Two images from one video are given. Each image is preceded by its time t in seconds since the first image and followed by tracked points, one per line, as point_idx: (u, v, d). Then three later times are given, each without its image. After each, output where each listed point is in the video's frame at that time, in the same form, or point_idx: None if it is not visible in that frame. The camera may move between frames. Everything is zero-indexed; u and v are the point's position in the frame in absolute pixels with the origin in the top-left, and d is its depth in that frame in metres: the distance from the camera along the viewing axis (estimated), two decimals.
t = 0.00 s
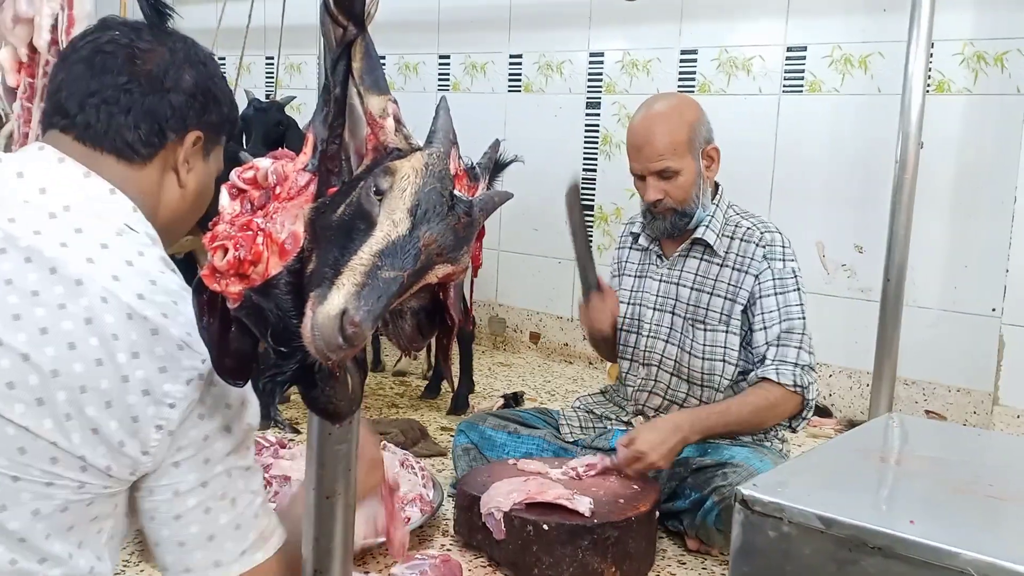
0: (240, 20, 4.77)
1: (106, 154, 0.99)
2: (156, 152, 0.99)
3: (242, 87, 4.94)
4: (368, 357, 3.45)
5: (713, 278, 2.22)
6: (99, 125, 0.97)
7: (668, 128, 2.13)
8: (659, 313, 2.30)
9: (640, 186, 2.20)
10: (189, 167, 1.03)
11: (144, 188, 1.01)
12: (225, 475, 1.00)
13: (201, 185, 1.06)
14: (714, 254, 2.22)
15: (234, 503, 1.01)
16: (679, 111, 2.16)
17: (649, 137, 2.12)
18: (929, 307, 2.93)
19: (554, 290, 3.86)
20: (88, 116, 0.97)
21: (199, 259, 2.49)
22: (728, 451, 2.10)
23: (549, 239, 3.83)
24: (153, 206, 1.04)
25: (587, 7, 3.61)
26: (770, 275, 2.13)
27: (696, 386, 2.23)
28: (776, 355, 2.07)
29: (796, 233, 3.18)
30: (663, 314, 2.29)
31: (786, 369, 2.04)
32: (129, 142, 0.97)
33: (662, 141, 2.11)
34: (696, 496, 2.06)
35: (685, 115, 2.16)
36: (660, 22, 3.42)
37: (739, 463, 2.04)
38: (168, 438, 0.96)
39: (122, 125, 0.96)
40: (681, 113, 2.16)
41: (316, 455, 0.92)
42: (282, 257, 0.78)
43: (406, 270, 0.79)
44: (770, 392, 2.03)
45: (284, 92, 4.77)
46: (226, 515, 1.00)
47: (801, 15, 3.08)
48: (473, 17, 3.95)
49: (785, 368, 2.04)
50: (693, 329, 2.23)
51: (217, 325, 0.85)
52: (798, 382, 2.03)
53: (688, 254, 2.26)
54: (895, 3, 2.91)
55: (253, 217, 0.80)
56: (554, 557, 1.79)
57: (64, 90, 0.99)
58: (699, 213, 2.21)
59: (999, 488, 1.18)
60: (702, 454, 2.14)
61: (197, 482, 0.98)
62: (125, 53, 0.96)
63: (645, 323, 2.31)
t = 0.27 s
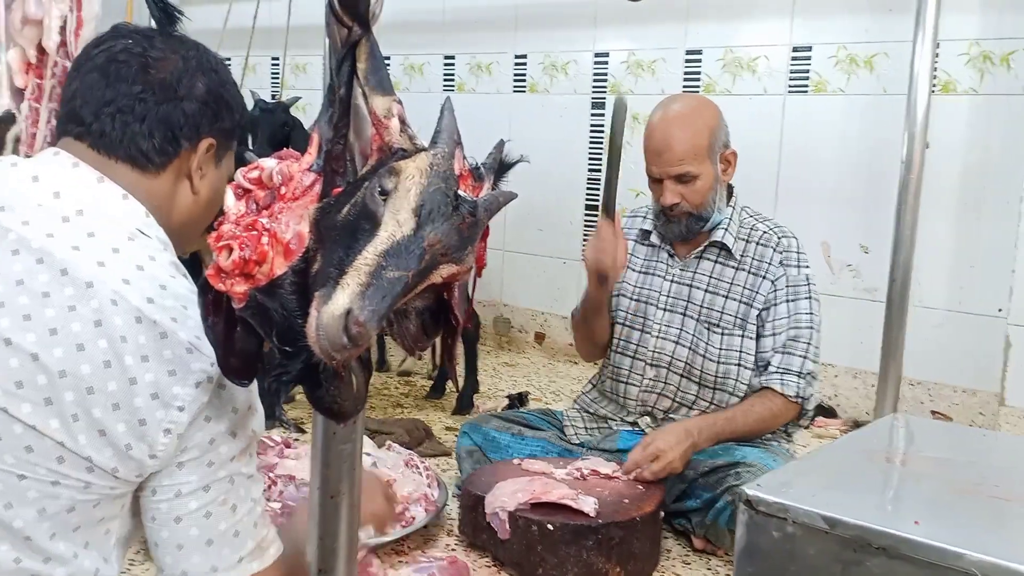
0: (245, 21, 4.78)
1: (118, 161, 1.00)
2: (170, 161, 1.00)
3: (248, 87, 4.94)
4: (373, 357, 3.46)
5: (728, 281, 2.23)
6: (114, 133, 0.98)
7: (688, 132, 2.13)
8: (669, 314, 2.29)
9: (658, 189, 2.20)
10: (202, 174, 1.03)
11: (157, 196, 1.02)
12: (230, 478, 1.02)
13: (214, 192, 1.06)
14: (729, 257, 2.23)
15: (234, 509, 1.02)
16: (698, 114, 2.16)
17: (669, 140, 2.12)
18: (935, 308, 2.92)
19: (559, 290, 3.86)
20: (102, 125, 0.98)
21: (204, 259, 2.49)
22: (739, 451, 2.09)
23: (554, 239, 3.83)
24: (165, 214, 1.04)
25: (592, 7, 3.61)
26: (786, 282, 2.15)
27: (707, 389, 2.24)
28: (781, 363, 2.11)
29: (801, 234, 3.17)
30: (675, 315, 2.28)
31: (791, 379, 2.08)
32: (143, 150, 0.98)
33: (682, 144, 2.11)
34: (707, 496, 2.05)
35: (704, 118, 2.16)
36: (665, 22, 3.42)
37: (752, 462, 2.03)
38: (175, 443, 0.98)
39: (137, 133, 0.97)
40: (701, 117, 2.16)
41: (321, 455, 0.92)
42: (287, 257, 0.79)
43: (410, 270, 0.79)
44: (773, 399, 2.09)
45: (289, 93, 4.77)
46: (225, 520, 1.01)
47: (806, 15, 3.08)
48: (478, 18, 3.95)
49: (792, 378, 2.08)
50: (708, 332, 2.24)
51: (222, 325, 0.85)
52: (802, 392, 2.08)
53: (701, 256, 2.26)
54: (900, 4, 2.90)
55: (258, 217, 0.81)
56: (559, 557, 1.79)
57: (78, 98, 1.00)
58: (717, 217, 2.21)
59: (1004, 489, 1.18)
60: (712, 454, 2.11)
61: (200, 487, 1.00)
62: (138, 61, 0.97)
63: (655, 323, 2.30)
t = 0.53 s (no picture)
0: (252, 21, 4.78)
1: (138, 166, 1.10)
2: (187, 169, 1.11)
3: (254, 87, 4.95)
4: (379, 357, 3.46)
5: (733, 284, 2.21)
6: (134, 142, 1.09)
7: (686, 136, 2.11)
8: (675, 318, 2.31)
9: (656, 194, 2.19)
10: (216, 178, 1.15)
11: (175, 199, 1.13)
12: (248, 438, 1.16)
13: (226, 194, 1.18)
14: (733, 260, 2.21)
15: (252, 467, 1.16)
16: (698, 116, 2.14)
17: (667, 144, 2.10)
18: (942, 307, 2.91)
19: (565, 289, 3.86)
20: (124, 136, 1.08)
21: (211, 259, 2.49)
22: (740, 455, 2.10)
23: (560, 239, 3.83)
24: (183, 215, 1.16)
25: (598, 6, 3.61)
26: (791, 285, 2.12)
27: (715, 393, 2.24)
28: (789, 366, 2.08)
29: (808, 233, 3.16)
30: (680, 319, 2.30)
31: (798, 381, 2.04)
32: (162, 158, 1.09)
33: (680, 148, 2.09)
34: (706, 500, 2.05)
35: (702, 121, 2.14)
36: (671, 21, 3.41)
37: (750, 467, 2.03)
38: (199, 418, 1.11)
39: (156, 143, 1.08)
40: (699, 120, 2.14)
41: (328, 453, 0.92)
42: (294, 255, 0.78)
43: (417, 269, 0.79)
44: (779, 399, 2.05)
45: (295, 93, 4.78)
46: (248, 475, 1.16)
47: (813, 14, 3.07)
48: (484, 17, 3.95)
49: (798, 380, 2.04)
50: (713, 336, 2.23)
51: (229, 323, 0.85)
52: (810, 394, 2.04)
53: (705, 259, 2.25)
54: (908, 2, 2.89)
55: (265, 215, 0.80)
56: (565, 556, 1.78)
57: (96, 107, 1.10)
58: (717, 221, 2.20)
59: (1013, 488, 1.17)
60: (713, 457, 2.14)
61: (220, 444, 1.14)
62: (155, 70, 1.08)
63: (662, 328, 2.32)
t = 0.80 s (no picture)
0: (255, 18, 4.78)
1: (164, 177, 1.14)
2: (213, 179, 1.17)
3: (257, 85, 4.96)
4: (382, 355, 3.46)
5: (733, 282, 2.21)
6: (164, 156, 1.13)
7: (685, 132, 2.11)
8: (675, 316, 2.29)
9: (655, 191, 2.19)
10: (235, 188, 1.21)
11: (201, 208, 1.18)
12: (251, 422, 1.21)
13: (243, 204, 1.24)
14: (734, 258, 2.21)
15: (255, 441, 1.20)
16: (696, 113, 2.14)
17: (666, 140, 2.10)
18: (947, 305, 2.90)
19: (569, 286, 3.86)
20: (155, 152, 1.12)
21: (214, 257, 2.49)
22: (747, 453, 2.07)
23: (563, 236, 3.83)
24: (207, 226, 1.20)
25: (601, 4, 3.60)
26: (789, 282, 2.13)
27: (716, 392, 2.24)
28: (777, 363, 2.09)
29: (812, 231, 3.15)
30: (680, 318, 2.29)
31: (783, 379, 2.05)
32: (192, 171, 1.14)
33: (678, 145, 2.09)
34: (716, 496, 2.05)
35: (702, 118, 2.14)
36: (674, 18, 3.41)
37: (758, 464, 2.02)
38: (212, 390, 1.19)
39: (186, 157, 1.14)
40: (698, 116, 2.14)
41: (331, 452, 0.92)
42: (296, 255, 0.78)
43: (419, 269, 0.78)
44: (762, 399, 2.05)
45: (299, 91, 4.78)
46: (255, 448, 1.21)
47: (817, 11, 3.06)
48: (487, 15, 3.95)
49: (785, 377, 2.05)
50: (712, 335, 2.23)
51: (231, 323, 0.85)
52: (793, 392, 2.05)
53: (706, 257, 2.25)
54: None
55: (267, 215, 0.81)
56: (569, 554, 1.78)
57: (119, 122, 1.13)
58: (715, 218, 2.19)
59: (1018, 488, 1.17)
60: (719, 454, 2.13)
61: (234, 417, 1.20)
62: (180, 88, 1.14)
63: (662, 326, 2.31)
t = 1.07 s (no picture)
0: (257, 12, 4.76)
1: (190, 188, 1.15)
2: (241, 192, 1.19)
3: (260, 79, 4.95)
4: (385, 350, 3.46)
5: (731, 273, 2.20)
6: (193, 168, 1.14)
7: (677, 123, 2.11)
8: (674, 309, 2.29)
9: (650, 181, 2.19)
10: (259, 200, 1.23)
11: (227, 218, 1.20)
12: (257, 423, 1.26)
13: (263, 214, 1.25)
14: (732, 249, 2.20)
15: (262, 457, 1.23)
16: (690, 104, 2.14)
17: (658, 130, 2.10)
18: (952, 298, 2.89)
19: (572, 280, 3.85)
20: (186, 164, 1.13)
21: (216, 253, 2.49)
22: (748, 446, 2.09)
23: (567, 230, 3.82)
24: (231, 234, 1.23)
25: None
26: (786, 273, 2.13)
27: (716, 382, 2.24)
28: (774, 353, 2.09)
29: (816, 224, 3.14)
30: (679, 310, 2.28)
31: (779, 369, 2.05)
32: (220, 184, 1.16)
33: (671, 136, 2.09)
34: (717, 491, 2.05)
35: (695, 109, 2.14)
36: (677, 10, 3.39)
37: (760, 458, 2.03)
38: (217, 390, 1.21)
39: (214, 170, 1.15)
40: (691, 107, 2.13)
41: (331, 448, 0.92)
42: (294, 251, 0.78)
43: (418, 264, 0.78)
44: (754, 389, 2.05)
45: (301, 85, 4.78)
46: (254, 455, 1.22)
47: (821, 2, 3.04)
48: (489, 7, 3.93)
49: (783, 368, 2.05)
50: (711, 326, 2.23)
51: (230, 318, 0.85)
52: (787, 383, 2.05)
53: (704, 249, 2.24)
54: None
55: (266, 210, 0.80)
56: (571, 548, 1.78)
57: (150, 130, 1.14)
58: (711, 210, 2.17)
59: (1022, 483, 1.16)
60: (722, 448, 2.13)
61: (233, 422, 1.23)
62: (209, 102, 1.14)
63: (661, 319, 2.31)
